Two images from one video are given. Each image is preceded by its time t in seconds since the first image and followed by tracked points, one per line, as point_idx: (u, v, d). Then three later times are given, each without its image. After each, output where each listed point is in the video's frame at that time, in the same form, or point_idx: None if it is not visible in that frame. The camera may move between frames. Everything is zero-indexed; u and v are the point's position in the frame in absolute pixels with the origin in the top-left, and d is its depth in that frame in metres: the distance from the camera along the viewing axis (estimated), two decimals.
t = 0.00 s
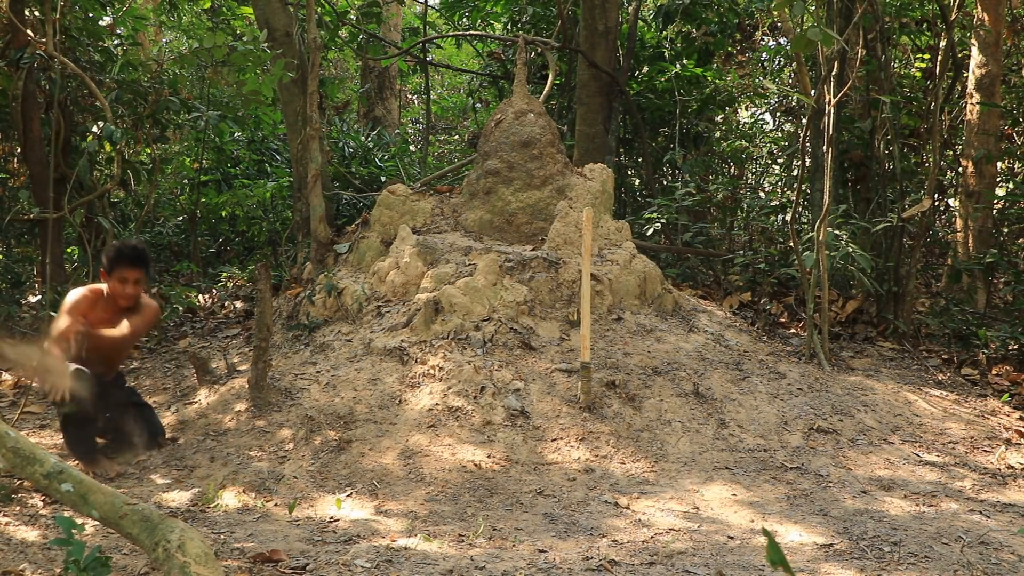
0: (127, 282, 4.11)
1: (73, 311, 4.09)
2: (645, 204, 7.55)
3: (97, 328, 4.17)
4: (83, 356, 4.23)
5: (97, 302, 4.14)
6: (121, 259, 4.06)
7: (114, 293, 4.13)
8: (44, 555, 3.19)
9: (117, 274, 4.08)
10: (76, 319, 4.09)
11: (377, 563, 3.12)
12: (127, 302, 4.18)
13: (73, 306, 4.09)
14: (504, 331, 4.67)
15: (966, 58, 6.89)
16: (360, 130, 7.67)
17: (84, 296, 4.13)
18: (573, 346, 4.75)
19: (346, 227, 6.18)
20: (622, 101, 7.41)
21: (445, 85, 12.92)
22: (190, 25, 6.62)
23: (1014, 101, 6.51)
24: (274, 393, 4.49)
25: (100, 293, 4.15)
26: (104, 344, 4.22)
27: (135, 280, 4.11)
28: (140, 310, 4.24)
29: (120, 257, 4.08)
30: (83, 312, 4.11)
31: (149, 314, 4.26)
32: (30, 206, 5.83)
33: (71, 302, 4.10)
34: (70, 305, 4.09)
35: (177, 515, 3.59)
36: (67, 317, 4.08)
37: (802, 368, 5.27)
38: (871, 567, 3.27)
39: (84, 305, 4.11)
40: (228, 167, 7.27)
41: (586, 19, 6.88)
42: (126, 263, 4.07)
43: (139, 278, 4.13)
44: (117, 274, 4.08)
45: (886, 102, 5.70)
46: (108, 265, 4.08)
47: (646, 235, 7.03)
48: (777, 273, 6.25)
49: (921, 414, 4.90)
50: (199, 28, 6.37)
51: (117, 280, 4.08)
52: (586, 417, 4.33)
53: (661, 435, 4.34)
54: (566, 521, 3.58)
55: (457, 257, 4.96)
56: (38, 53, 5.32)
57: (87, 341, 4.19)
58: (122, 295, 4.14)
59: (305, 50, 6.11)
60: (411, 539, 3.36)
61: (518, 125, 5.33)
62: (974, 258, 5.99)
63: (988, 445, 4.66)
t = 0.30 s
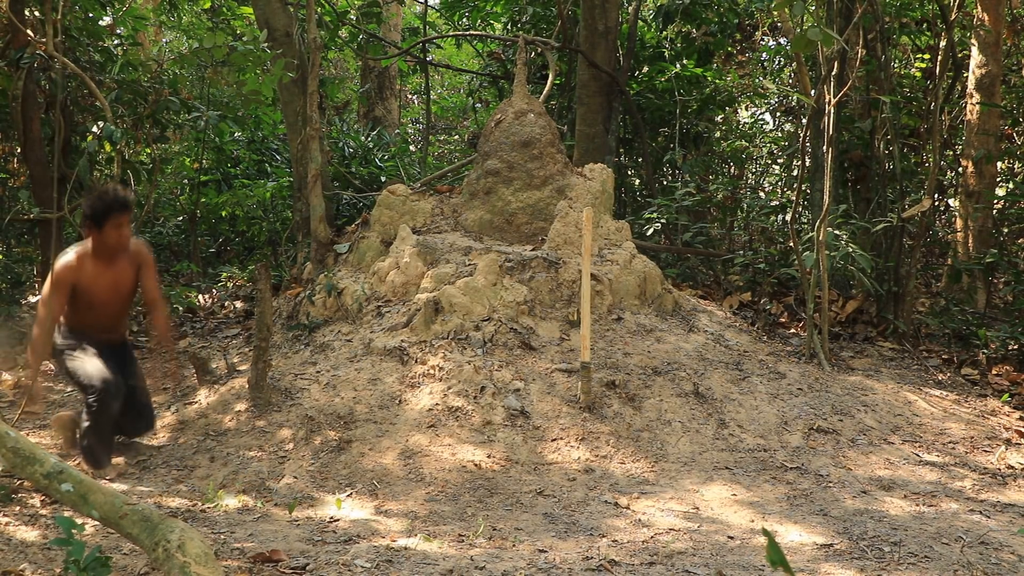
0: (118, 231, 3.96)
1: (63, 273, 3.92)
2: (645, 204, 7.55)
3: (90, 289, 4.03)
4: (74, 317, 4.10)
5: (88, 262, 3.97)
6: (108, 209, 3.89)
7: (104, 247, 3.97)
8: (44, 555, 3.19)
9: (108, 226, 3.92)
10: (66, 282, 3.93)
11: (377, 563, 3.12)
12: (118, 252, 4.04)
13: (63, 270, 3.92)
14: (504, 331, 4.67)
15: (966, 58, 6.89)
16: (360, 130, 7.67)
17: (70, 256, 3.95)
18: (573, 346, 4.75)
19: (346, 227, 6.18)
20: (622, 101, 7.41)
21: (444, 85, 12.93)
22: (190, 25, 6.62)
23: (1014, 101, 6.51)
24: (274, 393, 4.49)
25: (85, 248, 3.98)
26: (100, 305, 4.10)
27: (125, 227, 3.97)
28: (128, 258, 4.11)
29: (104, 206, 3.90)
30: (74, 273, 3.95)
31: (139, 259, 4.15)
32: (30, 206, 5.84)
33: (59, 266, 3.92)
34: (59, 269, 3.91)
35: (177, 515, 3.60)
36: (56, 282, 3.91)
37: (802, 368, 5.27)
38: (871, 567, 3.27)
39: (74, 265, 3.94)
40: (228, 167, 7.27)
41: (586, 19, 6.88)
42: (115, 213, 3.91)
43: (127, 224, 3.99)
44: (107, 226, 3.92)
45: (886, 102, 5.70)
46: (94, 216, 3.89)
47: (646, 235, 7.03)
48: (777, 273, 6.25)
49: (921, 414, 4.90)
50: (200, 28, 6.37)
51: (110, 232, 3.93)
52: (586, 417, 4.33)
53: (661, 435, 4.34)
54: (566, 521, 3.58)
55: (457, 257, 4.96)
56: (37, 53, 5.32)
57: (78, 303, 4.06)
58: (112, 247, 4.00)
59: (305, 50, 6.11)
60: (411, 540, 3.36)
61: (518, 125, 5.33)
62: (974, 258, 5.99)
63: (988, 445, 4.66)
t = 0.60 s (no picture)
0: (141, 170, 3.75)
1: (76, 213, 3.70)
2: (645, 204, 7.55)
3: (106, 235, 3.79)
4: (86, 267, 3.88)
5: (104, 204, 3.75)
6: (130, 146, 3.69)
7: (123, 186, 3.76)
8: (44, 554, 3.19)
9: (130, 163, 3.71)
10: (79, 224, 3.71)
11: (377, 563, 3.11)
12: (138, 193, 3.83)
13: (75, 209, 3.70)
14: (504, 331, 4.67)
15: (966, 58, 6.89)
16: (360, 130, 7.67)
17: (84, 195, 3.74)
18: (573, 346, 4.75)
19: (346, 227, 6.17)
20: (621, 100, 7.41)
21: (444, 85, 12.93)
22: (191, 25, 6.62)
23: (1014, 101, 6.51)
24: (274, 393, 4.49)
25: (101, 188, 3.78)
26: (118, 253, 3.86)
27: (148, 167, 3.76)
28: (148, 200, 3.90)
29: (126, 143, 3.71)
30: (87, 214, 3.72)
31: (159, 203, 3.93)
32: (30, 206, 5.84)
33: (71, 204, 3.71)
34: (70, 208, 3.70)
35: (177, 515, 3.60)
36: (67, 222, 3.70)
37: (802, 368, 5.27)
38: (871, 567, 3.27)
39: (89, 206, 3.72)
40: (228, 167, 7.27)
41: (586, 19, 6.88)
42: (136, 150, 3.71)
43: (150, 162, 3.79)
44: (130, 164, 3.72)
45: (886, 102, 5.70)
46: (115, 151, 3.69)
47: (647, 235, 7.03)
48: (777, 273, 6.25)
49: (921, 414, 4.90)
50: (199, 28, 6.37)
51: (133, 171, 3.72)
52: (586, 416, 4.33)
53: (661, 435, 4.34)
54: (566, 521, 3.58)
55: (457, 257, 4.96)
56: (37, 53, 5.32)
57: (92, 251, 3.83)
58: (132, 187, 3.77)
59: (305, 50, 6.11)
60: (411, 539, 3.36)
61: (518, 125, 5.33)
62: (974, 258, 5.99)
63: (988, 445, 4.66)
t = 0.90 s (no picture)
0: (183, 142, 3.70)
1: (132, 184, 3.56)
2: (645, 204, 7.55)
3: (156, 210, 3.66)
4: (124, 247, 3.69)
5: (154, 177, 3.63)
6: (180, 116, 3.64)
7: (169, 158, 3.68)
8: (43, 554, 3.19)
9: (178, 133, 3.65)
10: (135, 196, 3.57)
11: (377, 563, 3.11)
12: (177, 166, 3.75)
13: (128, 181, 3.55)
14: (504, 331, 4.67)
15: (966, 58, 6.90)
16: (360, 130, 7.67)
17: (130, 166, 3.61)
18: (573, 346, 4.75)
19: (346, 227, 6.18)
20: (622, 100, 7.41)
21: (444, 85, 12.93)
22: (190, 25, 6.61)
23: (1014, 101, 6.51)
24: (275, 393, 4.49)
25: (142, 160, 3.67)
26: (161, 230, 3.73)
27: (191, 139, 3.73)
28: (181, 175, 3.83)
29: (173, 115, 3.64)
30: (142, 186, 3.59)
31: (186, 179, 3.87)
32: (30, 206, 5.85)
33: (120, 175, 3.57)
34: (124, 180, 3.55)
35: (177, 515, 3.60)
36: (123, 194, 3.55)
37: (802, 368, 5.27)
38: (871, 567, 3.27)
39: (142, 178, 3.59)
40: (228, 167, 7.27)
41: (586, 18, 6.88)
42: (186, 120, 3.66)
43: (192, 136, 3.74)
44: (176, 135, 3.65)
45: (885, 102, 5.70)
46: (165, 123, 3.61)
47: (647, 235, 7.03)
48: (777, 273, 6.25)
49: (921, 414, 4.90)
50: (199, 28, 6.37)
51: (180, 143, 3.67)
52: (586, 416, 4.33)
53: (661, 435, 4.34)
54: (566, 521, 3.58)
55: (457, 257, 4.96)
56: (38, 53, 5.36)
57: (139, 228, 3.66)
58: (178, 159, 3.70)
59: (305, 49, 6.11)
60: (411, 540, 3.36)
61: (518, 125, 5.33)
62: (974, 258, 6.00)
63: (988, 445, 4.66)
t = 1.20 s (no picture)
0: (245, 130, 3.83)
1: (192, 164, 3.70)
2: (645, 204, 7.55)
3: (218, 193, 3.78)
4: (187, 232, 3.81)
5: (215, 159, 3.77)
6: (242, 101, 3.77)
7: (229, 143, 3.81)
8: (44, 554, 3.19)
9: (239, 119, 3.78)
10: (195, 175, 3.70)
11: (377, 563, 3.11)
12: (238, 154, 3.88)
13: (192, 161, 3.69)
14: (504, 331, 4.67)
15: (966, 58, 6.90)
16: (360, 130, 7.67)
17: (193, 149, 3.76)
18: (573, 346, 4.75)
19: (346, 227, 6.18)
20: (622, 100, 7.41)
21: (444, 85, 12.93)
22: (190, 25, 6.61)
23: (1014, 101, 6.50)
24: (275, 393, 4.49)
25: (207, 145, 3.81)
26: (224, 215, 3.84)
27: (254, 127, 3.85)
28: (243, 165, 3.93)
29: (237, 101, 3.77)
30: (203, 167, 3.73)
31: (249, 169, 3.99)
32: (30, 206, 5.85)
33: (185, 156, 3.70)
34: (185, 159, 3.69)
35: (177, 515, 3.60)
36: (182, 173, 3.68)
37: (802, 368, 5.27)
38: (871, 567, 3.27)
39: (202, 158, 3.73)
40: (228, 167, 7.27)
41: (586, 18, 6.88)
42: (248, 106, 3.79)
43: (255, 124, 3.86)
44: (239, 121, 3.79)
45: (885, 102, 5.70)
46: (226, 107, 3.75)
47: (647, 236, 7.03)
48: (777, 273, 6.24)
49: (921, 414, 4.90)
50: (199, 28, 6.37)
51: (242, 129, 3.79)
52: (586, 417, 4.33)
53: (661, 435, 4.34)
54: (566, 521, 3.58)
55: (457, 257, 4.96)
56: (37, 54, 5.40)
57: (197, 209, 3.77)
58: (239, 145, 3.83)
59: (305, 49, 6.11)
60: (411, 540, 3.36)
61: (518, 125, 5.33)
62: (974, 258, 6.00)
63: (988, 445, 4.66)
